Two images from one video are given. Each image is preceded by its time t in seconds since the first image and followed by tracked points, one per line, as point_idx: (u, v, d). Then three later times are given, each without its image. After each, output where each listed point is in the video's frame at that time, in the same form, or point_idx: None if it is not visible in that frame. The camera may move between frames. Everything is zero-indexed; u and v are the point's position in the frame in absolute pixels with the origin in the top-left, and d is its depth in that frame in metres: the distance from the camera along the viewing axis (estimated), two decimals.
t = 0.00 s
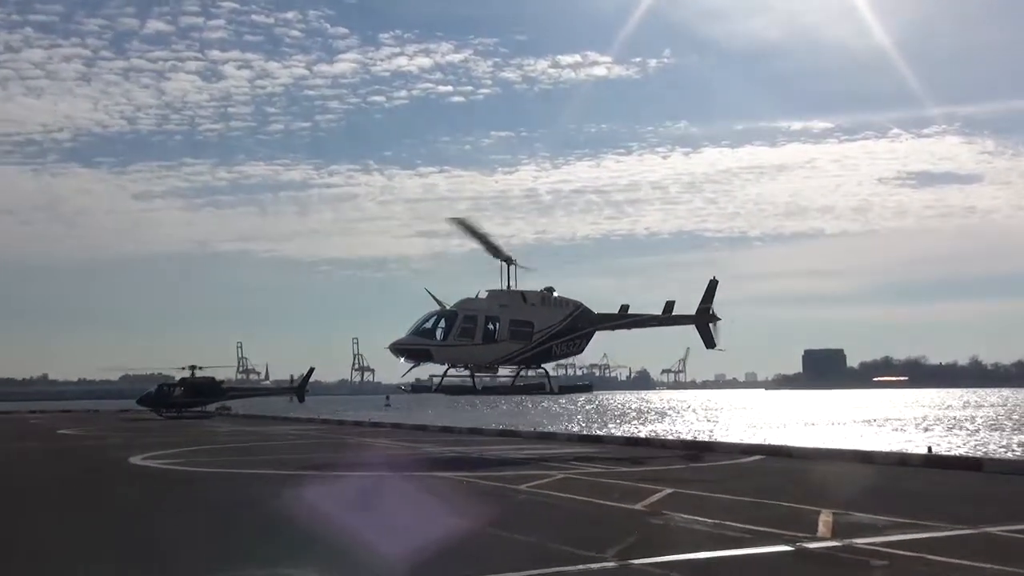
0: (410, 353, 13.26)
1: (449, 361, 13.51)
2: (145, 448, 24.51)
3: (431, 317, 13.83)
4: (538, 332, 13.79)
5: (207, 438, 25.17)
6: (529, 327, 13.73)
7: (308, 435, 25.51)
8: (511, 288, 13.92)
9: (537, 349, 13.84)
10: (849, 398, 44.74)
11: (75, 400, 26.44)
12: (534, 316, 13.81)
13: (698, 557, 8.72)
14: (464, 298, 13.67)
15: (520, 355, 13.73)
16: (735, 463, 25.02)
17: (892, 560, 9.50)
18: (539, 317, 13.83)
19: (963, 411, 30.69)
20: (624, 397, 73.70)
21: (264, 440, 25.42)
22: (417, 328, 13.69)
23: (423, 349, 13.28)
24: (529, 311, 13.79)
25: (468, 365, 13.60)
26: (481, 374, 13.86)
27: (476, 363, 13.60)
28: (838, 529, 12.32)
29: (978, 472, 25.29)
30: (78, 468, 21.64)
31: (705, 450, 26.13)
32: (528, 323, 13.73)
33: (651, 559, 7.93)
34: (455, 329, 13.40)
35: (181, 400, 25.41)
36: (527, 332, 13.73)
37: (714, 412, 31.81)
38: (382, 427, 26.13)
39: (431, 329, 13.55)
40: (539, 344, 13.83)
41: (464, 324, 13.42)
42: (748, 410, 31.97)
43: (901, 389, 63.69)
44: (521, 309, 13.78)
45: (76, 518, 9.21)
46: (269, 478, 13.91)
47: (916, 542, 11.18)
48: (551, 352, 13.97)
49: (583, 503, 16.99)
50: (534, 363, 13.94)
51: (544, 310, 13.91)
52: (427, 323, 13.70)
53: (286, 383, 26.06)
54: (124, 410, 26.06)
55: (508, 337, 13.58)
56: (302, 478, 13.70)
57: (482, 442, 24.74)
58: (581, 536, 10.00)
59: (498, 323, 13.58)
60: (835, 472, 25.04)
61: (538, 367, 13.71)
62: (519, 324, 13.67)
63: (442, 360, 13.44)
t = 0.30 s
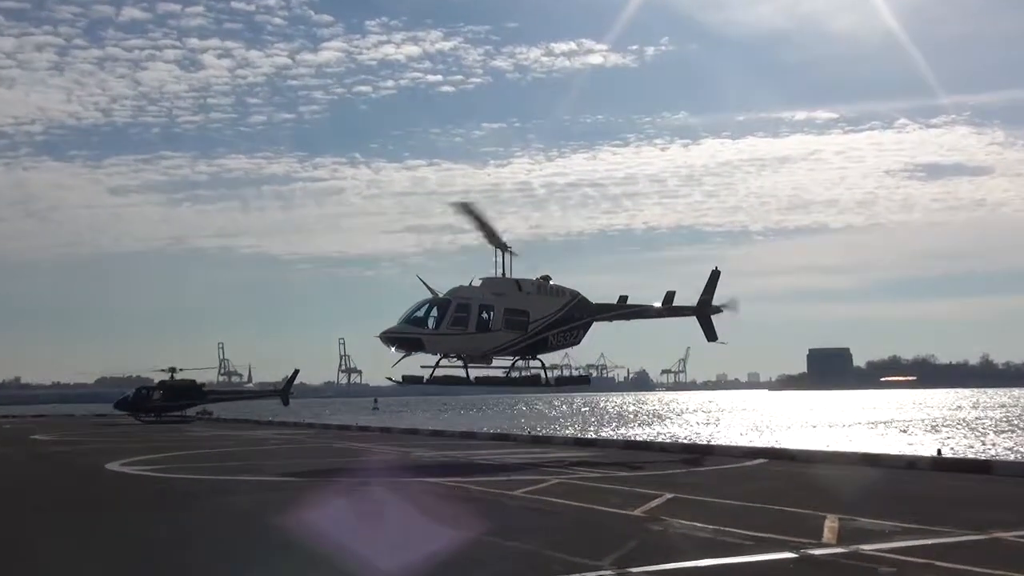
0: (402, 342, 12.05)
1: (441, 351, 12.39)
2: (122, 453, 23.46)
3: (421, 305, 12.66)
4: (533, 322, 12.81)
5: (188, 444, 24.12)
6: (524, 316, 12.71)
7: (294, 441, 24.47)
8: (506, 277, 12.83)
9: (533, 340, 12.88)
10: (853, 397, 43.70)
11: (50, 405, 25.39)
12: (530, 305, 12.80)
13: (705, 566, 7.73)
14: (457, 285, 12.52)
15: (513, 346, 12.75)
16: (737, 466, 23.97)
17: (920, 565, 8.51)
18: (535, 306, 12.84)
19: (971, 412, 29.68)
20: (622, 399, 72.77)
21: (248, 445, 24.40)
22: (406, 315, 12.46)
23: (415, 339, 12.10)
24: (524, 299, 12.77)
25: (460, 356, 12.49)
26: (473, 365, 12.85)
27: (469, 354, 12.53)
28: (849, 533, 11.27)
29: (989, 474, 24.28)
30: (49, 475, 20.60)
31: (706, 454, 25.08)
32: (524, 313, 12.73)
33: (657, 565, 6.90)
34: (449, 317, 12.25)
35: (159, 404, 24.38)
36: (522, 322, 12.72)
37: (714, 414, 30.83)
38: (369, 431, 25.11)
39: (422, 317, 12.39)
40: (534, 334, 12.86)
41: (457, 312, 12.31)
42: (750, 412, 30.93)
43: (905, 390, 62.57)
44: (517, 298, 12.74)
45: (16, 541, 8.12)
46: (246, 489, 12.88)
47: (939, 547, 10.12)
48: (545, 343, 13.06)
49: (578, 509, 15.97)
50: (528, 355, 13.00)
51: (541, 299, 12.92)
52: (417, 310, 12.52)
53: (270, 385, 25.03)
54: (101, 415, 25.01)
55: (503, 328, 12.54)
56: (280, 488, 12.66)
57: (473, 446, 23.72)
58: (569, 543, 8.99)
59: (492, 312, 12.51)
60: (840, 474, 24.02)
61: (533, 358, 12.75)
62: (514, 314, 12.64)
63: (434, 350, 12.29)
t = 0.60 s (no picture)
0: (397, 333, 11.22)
1: (437, 344, 11.56)
2: (103, 460, 22.62)
3: (416, 296, 11.82)
4: (533, 313, 11.97)
5: (171, 450, 23.27)
6: (523, 307, 11.89)
7: (281, 448, 23.59)
8: (505, 267, 12.01)
9: (531, 332, 11.98)
10: (864, 403, 42.68)
11: (31, 411, 24.58)
12: (529, 296, 11.97)
13: None
14: (454, 274, 11.71)
15: (511, 339, 11.91)
16: (741, 473, 23.04)
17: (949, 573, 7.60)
18: (534, 297, 11.98)
19: (985, 419, 28.66)
20: (626, 405, 71.80)
21: (234, 451, 23.54)
22: (400, 307, 11.64)
23: (410, 330, 11.26)
24: (523, 290, 11.94)
25: (457, 349, 11.67)
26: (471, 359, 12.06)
27: (465, 347, 11.71)
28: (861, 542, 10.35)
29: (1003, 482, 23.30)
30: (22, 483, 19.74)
31: (710, 461, 24.16)
32: (522, 304, 11.89)
33: None
34: (447, 307, 11.44)
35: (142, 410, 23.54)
36: (521, 313, 11.89)
37: (719, 421, 29.90)
38: (360, 437, 24.21)
39: (417, 308, 11.56)
40: (533, 326, 12.01)
41: (454, 302, 11.49)
42: (756, 419, 29.98)
43: (915, 396, 61.43)
44: (516, 288, 11.92)
45: None
46: (216, 499, 11.99)
47: (960, 556, 9.21)
48: (545, 335, 12.18)
49: (576, 519, 15.05)
50: (526, 349, 12.11)
51: (540, 290, 12.07)
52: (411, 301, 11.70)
53: (257, 390, 24.17)
54: (83, 421, 24.19)
55: (501, 319, 11.72)
56: (254, 499, 11.78)
57: (466, 454, 22.80)
58: (567, 553, 8.18)
59: (490, 303, 11.70)
60: (847, 482, 23.08)
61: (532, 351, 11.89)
62: (513, 305, 11.82)
63: (431, 342, 11.46)
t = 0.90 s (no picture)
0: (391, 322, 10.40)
1: (433, 334, 10.71)
2: (78, 471, 21.62)
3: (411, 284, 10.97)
4: (533, 304, 11.05)
5: (151, 461, 22.27)
6: (523, 298, 10.98)
7: (267, 458, 22.59)
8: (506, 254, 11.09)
9: (530, 324, 11.06)
10: (878, 412, 41.49)
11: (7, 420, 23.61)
12: (530, 286, 11.05)
13: None
14: (452, 262, 10.83)
15: (510, 330, 11.01)
16: (747, 486, 21.94)
17: None
18: (535, 287, 11.06)
19: (1003, 432, 27.47)
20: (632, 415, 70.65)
21: (217, 462, 22.55)
22: (395, 295, 10.81)
23: (405, 319, 10.43)
24: (523, 279, 11.02)
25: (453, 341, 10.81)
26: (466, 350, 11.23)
27: (461, 338, 10.84)
28: (871, 562, 9.24)
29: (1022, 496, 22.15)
30: None
31: (714, 474, 23.13)
32: (521, 294, 10.97)
33: None
34: (442, 296, 10.58)
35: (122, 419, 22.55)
36: (521, 304, 10.98)
37: (725, 432, 28.79)
38: (349, 449, 23.15)
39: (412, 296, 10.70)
40: (533, 318, 11.09)
41: (451, 291, 10.63)
42: (762, 430, 28.95)
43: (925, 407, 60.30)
44: (517, 278, 11.01)
45: None
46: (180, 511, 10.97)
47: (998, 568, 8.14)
48: (544, 327, 11.25)
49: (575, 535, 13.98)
50: (524, 341, 11.20)
51: (541, 280, 11.14)
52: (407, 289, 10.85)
53: (242, 399, 23.16)
54: (61, 431, 23.21)
55: (500, 310, 10.83)
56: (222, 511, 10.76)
57: (458, 467, 21.72)
58: (568, 567, 7.17)
59: (489, 293, 10.80)
60: (859, 496, 21.96)
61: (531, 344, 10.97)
62: (513, 295, 10.92)
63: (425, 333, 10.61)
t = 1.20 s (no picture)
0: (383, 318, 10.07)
1: (426, 332, 10.41)
2: (51, 493, 20.65)
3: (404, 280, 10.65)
4: (529, 301, 10.75)
5: (128, 483, 21.31)
6: (519, 296, 10.67)
7: (249, 482, 21.54)
8: (501, 251, 10.77)
9: (527, 322, 10.76)
10: (884, 435, 40.47)
11: None
12: (527, 283, 10.74)
13: None
14: (447, 258, 10.51)
15: (505, 328, 10.70)
16: (750, 509, 21.01)
17: None
18: (531, 284, 10.75)
19: (1015, 455, 26.52)
20: (633, 438, 69.53)
21: (197, 486, 21.49)
22: (387, 291, 10.50)
23: (398, 315, 10.11)
24: (520, 276, 10.70)
25: (447, 338, 10.49)
26: (460, 350, 10.69)
27: (455, 335, 10.53)
28: None
29: None
30: None
31: (716, 498, 22.13)
32: (517, 291, 10.66)
33: None
34: (436, 293, 10.27)
35: (97, 439, 21.60)
36: (517, 301, 10.67)
37: (727, 454, 27.83)
38: (334, 470, 22.23)
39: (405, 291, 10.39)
40: (529, 316, 10.77)
41: (445, 287, 10.32)
42: (766, 452, 27.95)
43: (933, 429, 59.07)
44: (513, 275, 10.70)
45: None
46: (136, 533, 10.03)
47: None
48: (541, 325, 10.93)
49: (569, 561, 13.02)
50: (520, 340, 10.88)
51: (538, 277, 10.83)
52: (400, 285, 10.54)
53: (223, 419, 22.25)
54: (34, 452, 22.23)
55: (495, 307, 10.53)
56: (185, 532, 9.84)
57: (449, 491, 20.79)
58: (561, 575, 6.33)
59: (484, 289, 10.50)
60: (869, 519, 21.00)
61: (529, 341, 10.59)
62: (509, 292, 10.61)
63: (418, 330, 10.30)
